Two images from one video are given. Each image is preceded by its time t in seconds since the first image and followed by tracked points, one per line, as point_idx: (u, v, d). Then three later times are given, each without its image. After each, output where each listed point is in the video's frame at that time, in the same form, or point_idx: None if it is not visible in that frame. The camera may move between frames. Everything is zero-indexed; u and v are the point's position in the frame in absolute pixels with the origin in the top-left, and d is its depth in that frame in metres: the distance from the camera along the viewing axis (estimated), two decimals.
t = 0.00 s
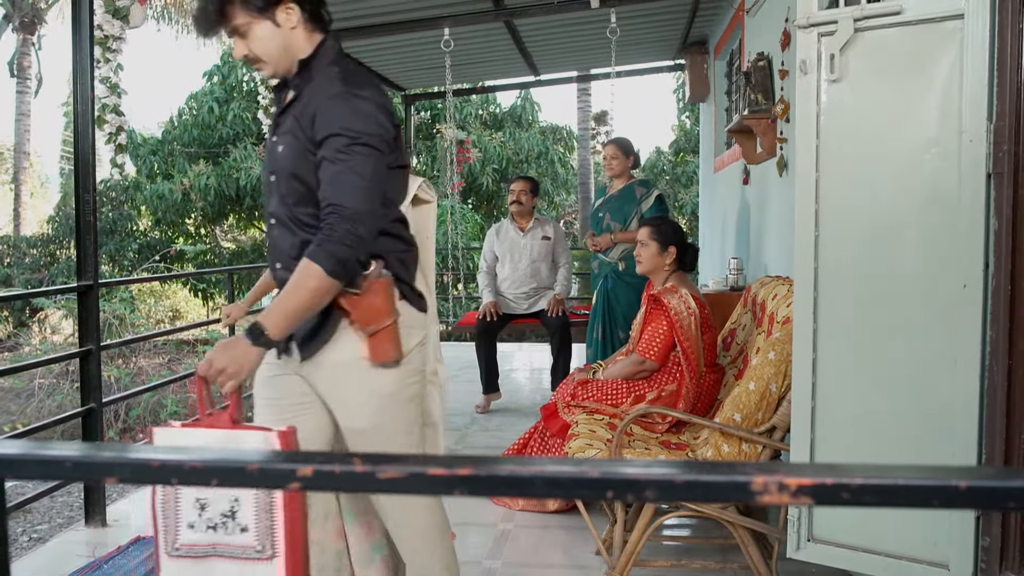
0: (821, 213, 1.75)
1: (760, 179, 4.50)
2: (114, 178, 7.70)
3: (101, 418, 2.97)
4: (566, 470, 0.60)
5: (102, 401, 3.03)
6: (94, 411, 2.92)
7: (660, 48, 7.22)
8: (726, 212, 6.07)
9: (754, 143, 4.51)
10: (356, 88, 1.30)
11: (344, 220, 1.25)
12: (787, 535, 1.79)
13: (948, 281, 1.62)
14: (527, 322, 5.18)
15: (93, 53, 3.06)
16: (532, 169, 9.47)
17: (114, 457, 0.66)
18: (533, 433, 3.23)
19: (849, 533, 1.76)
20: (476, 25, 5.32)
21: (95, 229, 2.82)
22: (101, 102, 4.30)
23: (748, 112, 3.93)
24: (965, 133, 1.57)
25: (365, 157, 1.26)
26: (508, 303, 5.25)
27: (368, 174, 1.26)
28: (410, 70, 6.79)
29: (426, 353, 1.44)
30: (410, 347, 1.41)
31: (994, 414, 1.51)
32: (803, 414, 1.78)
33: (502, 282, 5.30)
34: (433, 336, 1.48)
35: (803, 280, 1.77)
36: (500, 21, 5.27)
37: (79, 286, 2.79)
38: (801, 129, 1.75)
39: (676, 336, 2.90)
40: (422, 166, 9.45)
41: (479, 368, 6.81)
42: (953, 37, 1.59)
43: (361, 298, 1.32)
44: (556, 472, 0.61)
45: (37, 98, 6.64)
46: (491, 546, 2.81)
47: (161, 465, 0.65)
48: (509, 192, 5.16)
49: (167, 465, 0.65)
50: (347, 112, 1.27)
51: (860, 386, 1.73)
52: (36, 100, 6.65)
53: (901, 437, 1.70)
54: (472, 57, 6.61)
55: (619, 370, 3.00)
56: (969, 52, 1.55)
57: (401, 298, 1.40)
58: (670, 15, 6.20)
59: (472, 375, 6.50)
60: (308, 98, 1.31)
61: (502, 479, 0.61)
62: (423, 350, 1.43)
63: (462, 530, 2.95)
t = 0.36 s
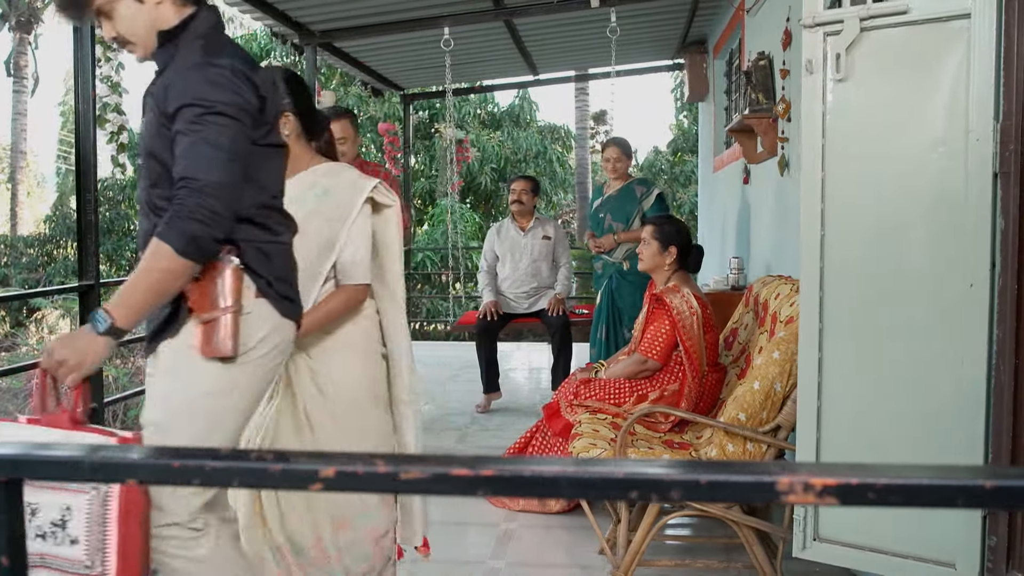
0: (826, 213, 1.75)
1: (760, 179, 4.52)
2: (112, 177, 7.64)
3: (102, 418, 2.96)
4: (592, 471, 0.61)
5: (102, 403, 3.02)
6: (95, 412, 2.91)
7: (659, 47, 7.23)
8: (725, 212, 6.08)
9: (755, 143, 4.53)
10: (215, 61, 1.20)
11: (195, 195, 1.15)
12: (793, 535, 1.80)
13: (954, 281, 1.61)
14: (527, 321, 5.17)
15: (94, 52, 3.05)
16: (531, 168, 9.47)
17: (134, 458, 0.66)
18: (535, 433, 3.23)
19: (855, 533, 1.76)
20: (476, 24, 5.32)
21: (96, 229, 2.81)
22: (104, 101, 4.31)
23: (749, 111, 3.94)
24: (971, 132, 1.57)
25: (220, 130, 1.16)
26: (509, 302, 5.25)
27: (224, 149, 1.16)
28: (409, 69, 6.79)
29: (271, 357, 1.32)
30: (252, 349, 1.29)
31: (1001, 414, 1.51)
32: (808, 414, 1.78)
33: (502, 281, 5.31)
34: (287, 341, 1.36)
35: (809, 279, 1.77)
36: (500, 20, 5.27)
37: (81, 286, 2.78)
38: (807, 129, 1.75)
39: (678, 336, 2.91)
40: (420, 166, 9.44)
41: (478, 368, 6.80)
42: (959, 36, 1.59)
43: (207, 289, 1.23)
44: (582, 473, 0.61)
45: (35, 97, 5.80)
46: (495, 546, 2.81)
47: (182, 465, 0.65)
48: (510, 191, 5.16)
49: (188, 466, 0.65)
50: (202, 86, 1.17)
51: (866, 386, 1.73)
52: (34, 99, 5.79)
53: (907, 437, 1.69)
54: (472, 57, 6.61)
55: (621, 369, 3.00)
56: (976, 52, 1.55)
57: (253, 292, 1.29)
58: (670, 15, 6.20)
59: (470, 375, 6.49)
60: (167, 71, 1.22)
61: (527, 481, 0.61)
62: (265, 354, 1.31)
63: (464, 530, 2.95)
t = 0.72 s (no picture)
0: (839, 211, 1.75)
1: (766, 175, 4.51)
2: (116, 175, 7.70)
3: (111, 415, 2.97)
4: (627, 469, 0.61)
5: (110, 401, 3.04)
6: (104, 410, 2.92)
7: (663, 44, 7.22)
8: (731, 210, 6.07)
9: (761, 139, 4.54)
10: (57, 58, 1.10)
11: (26, 210, 1.06)
12: (805, 532, 1.80)
13: (969, 278, 1.61)
14: (532, 318, 5.17)
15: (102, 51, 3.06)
16: (534, 165, 9.47)
17: (167, 458, 0.66)
18: (543, 431, 3.23)
19: (868, 530, 1.76)
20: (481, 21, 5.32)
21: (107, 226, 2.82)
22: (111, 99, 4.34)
23: (756, 108, 3.96)
24: (986, 129, 1.56)
25: (65, 138, 1.07)
26: (514, 299, 5.25)
27: (69, 157, 1.07)
28: (413, 66, 6.79)
29: (121, 377, 1.24)
30: (97, 366, 1.22)
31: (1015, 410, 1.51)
32: (821, 411, 1.79)
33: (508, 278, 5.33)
34: (153, 356, 1.28)
35: (822, 277, 1.77)
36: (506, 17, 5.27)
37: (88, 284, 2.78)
38: (819, 126, 1.75)
39: (685, 333, 2.89)
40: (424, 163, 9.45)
41: (482, 365, 6.80)
42: (974, 32, 1.58)
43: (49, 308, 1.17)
44: (617, 472, 0.61)
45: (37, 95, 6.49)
46: (502, 542, 2.81)
47: (214, 464, 0.66)
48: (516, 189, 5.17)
49: (221, 465, 0.65)
50: (37, 89, 1.08)
51: (877, 383, 1.74)
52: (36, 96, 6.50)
53: (920, 434, 1.69)
54: (475, 54, 6.62)
55: (629, 366, 3.00)
56: (991, 48, 1.55)
57: (98, 306, 1.21)
58: (675, 11, 6.20)
59: (474, 372, 6.50)
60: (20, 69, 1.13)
61: (562, 479, 0.61)
62: (113, 373, 1.23)
63: (470, 527, 2.95)
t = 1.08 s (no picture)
0: (859, 206, 1.74)
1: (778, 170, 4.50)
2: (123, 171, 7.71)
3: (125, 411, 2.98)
4: (672, 468, 0.61)
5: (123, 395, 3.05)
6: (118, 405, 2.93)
7: (672, 39, 7.19)
8: (741, 205, 6.05)
9: (772, 135, 4.52)
10: None
11: None
12: (824, 528, 1.80)
13: (988, 273, 1.61)
14: (542, 314, 5.16)
15: (115, 46, 3.06)
16: (541, 161, 9.46)
17: (204, 454, 0.66)
18: (556, 427, 3.23)
19: (887, 526, 1.76)
20: (490, 16, 5.30)
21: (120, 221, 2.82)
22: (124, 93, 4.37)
23: (768, 104, 3.95)
24: (1008, 124, 1.56)
25: None
26: (523, 295, 5.25)
27: None
28: (421, 61, 6.78)
29: None
30: None
31: None
32: (840, 408, 1.78)
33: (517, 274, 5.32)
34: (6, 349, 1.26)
35: (840, 272, 1.76)
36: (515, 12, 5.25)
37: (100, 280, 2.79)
38: (838, 121, 1.74)
39: (698, 329, 2.89)
40: (431, 158, 9.44)
41: (491, 361, 6.81)
42: (997, 27, 1.58)
43: None
44: (662, 469, 0.61)
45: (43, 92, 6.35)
46: (515, 539, 2.81)
47: (253, 461, 0.66)
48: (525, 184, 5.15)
49: (260, 461, 0.65)
50: None
51: (897, 380, 1.73)
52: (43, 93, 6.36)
53: (939, 429, 1.69)
54: (483, 50, 6.61)
55: (641, 362, 2.99)
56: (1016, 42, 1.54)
57: None
58: (685, 6, 6.17)
59: (483, 367, 6.50)
60: None
61: (607, 476, 0.61)
62: None
63: (483, 523, 2.96)
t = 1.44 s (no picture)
0: (880, 201, 1.73)
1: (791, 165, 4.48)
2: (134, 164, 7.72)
3: (140, 405, 2.99)
4: (725, 463, 0.61)
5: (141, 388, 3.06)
6: (131, 399, 2.94)
7: (681, 34, 7.18)
8: (753, 200, 6.03)
9: (785, 129, 4.50)
10: None
11: None
12: (844, 523, 1.79)
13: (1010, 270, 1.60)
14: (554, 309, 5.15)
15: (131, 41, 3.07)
16: (549, 155, 9.44)
17: (249, 449, 0.67)
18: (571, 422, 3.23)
19: (909, 522, 1.75)
20: (502, 10, 5.30)
21: (134, 214, 2.80)
22: (139, 88, 4.41)
23: (782, 98, 3.94)
24: None
25: None
26: (534, 290, 5.24)
27: None
28: (431, 56, 6.78)
29: None
30: None
31: None
32: (861, 403, 1.78)
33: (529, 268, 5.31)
34: None
35: (862, 268, 1.75)
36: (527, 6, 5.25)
37: (116, 274, 2.79)
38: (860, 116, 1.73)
39: (713, 324, 2.89)
40: (440, 152, 9.44)
41: (501, 355, 6.81)
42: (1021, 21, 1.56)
43: None
44: (713, 465, 0.61)
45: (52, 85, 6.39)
46: (531, 534, 2.82)
47: (299, 456, 0.66)
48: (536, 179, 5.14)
49: (306, 457, 0.65)
50: None
51: (917, 375, 1.72)
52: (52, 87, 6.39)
53: (960, 426, 1.68)
54: (493, 44, 6.61)
55: (656, 357, 2.98)
56: None
57: None
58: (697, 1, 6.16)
59: (494, 362, 6.51)
60: None
61: (657, 472, 0.62)
62: None
63: (498, 517, 2.97)
